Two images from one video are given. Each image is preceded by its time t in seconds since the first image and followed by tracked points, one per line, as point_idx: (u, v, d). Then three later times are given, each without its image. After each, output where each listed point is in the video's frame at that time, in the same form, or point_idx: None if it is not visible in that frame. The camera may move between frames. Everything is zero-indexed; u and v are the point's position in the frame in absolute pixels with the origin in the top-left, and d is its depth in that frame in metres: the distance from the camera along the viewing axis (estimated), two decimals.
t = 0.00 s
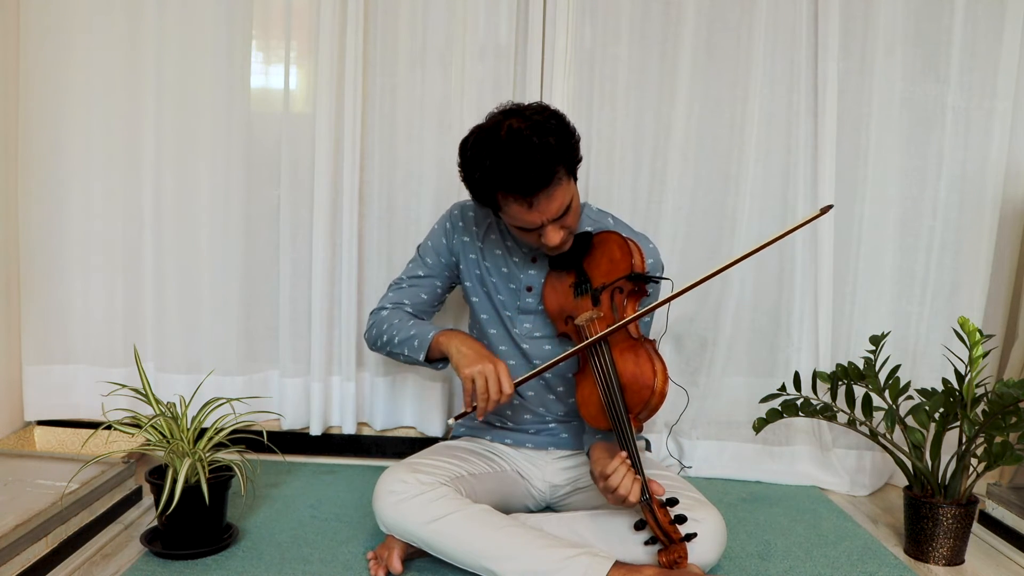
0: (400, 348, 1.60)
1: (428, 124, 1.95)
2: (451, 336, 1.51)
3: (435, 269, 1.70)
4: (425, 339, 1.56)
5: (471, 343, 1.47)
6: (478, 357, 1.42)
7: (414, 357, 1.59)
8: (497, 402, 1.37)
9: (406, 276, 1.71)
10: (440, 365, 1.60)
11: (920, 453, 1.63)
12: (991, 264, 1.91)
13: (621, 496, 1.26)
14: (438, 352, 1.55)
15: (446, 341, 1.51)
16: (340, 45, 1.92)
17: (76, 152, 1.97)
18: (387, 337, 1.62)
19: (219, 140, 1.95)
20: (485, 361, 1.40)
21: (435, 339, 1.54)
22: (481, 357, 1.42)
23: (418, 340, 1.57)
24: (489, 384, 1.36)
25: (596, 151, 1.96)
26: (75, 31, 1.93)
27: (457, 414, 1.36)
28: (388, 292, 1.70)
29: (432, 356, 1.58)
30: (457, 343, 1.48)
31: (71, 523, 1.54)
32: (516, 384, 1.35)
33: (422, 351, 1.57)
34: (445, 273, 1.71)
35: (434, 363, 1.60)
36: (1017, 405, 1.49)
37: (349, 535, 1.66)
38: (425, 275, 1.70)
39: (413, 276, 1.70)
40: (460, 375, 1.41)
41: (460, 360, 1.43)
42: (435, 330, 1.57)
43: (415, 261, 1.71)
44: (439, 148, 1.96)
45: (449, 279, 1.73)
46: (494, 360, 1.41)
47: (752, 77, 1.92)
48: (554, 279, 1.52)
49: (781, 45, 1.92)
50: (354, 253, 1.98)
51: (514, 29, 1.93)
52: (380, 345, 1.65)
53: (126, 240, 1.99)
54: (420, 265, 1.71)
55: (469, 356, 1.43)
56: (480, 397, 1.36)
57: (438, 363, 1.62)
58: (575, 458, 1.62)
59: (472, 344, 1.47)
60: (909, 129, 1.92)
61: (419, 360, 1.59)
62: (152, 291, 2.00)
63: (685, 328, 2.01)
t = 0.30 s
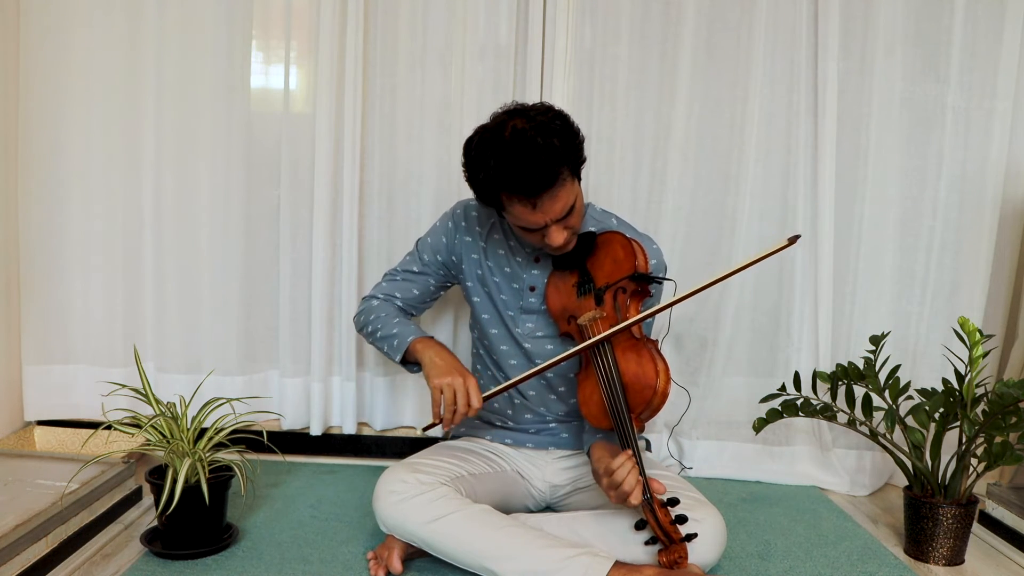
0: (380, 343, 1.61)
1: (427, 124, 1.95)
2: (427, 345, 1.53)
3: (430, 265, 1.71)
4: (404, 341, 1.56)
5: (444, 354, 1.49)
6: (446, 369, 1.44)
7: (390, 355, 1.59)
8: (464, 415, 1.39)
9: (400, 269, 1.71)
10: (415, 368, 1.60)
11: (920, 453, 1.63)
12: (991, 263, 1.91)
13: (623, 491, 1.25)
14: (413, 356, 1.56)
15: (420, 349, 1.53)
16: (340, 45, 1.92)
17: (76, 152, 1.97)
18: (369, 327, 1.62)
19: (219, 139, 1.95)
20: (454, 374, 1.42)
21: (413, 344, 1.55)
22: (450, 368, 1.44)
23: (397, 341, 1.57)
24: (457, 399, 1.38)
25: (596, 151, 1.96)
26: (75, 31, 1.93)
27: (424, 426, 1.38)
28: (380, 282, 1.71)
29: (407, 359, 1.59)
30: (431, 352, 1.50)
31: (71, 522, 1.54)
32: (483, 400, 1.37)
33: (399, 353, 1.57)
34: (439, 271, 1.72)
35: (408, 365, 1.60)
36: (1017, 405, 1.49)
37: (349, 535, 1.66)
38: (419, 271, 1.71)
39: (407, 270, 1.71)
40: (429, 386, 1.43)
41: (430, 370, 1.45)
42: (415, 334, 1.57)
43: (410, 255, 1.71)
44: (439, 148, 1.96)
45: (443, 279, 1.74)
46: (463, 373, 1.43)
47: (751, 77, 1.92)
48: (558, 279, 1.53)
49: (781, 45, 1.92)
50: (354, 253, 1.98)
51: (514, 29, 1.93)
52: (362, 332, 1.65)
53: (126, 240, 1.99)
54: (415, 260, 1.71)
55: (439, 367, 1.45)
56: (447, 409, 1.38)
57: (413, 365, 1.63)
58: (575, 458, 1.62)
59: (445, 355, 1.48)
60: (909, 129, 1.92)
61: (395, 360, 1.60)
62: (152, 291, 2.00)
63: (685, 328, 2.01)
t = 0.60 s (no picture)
0: (382, 339, 1.60)
1: (428, 124, 1.95)
2: (433, 337, 1.51)
3: (433, 264, 1.71)
4: (408, 335, 1.55)
5: (449, 347, 1.47)
6: (451, 361, 1.43)
7: (394, 350, 1.58)
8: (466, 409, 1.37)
9: (403, 267, 1.71)
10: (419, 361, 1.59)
11: (920, 453, 1.64)
12: (991, 263, 1.91)
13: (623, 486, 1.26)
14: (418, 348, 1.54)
15: (425, 341, 1.51)
16: (340, 45, 1.92)
17: (76, 152, 1.97)
18: (373, 324, 1.61)
19: (219, 139, 1.95)
20: (457, 366, 1.40)
21: (416, 337, 1.53)
22: (454, 361, 1.42)
23: (401, 334, 1.56)
24: (461, 390, 1.36)
25: (596, 151, 1.96)
26: (75, 31, 1.93)
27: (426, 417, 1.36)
28: (382, 281, 1.70)
29: (411, 352, 1.57)
30: (435, 345, 1.48)
31: (71, 523, 1.54)
32: (487, 393, 1.34)
33: (402, 346, 1.56)
34: (442, 269, 1.72)
35: (413, 358, 1.59)
36: (1017, 405, 1.49)
37: (349, 535, 1.66)
38: (422, 269, 1.71)
39: (409, 268, 1.70)
40: (433, 377, 1.41)
41: (435, 362, 1.43)
42: (419, 326, 1.56)
43: (413, 255, 1.71)
44: (440, 148, 1.96)
45: (445, 277, 1.74)
46: (467, 365, 1.41)
47: (752, 77, 1.92)
48: (559, 279, 1.53)
49: (781, 45, 1.92)
50: (354, 253, 1.98)
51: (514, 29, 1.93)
52: (365, 330, 1.63)
53: (126, 240, 1.99)
54: (418, 258, 1.71)
55: (444, 359, 1.43)
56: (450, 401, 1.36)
57: (418, 359, 1.61)
58: (575, 458, 1.62)
59: (450, 348, 1.46)
60: (909, 129, 1.92)
61: (398, 354, 1.58)
62: (152, 291, 2.00)
63: (686, 328, 2.01)
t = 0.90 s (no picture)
0: (406, 340, 1.59)
1: (427, 124, 1.95)
2: (462, 325, 1.49)
3: (441, 266, 1.70)
4: (432, 328, 1.55)
5: (479, 333, 1.45)
6: (483, 346, 1.41)
7: (420, 348, 1.57)
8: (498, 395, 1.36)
9: (412, 272, 1.70)
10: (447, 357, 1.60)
11: (920, 453, 1.64)
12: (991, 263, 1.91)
13: (626, 485, 1.28)
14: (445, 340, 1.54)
15: (452, 330, 1.49)
16: (340, 45, 1.92)
17: (76, 152, 1.97)
18: (393, 328, 1.60)
19: (219, 139, 1.95)
20: (491, 352, 1.38)
21: (442, 328, 1.53)
22: (486, 346, 1.41)
23: (424, 330, 1.56)
24: (495, 375, 1.34)
25: (596, 150, 1.96)
26: (75, 31, 1.93)
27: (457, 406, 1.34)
28: (393, 288, 1.69)
29: (439, 346, 1.57)
30: (465, 331, 1.46)
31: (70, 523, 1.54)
32: (521, 377, 1.34)
33: (429, 340, 1.55)
34: (450, 271, 1.72)
35: (442, 352, 1.58)
36: (1017, 405, 1.49)
37: (349, 535, 1.66)
38: (432, 272, 1.69)
39: (419, 272, 1.69)
40: (465, 363, 1.39)
41: (467, 348, 1.41)
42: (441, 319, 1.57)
43: (421, 258, 1.71)
44: (440, 148, 1.96)
45: (454, 279, 1.73)
46: (500, 352, 1.39)
47: (752, 77, 1.92)
48: (560, 279, 1.53)
49: (781, 45, 1.92)
50: (354, 253, 1.98)
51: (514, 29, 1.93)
52: (385, 338, 1.63)
53: (126, 240, 1.99)
54: (426, 262, 1.70)
55: (475, 345, 1.41)
56: (483, 388, 1.35)
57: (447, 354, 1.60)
58: (575, 459, 1.62)
59: (480, 334, 1.45)
60: (909, 129, 1.92)
61: (426, 350, 1.57)
62: (152, 291, 2.00)
63: (686, 328, 2.01)
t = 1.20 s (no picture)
0: (431, 340, 1.56)
1: (428, 124, 1.95)
2: (493, 311, 1.46)
3: (453, 265, 1.69)
4: (459, 322, 1.52)
5: (509, 320, 1.42)
6: (515, 332, 1.37)
7: (447, 344, 1.53)
8: (531, 381, 1.33)
9: (425, 274, 1.68)
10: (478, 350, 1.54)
11: (920, 453, 1.64)
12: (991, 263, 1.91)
13: (626, 484, 1.28)
14: (474, 331, 1.49)
15: (482, 318, 1.46)
16: (340, 44, 1.92)
17: (76, 152, 1.97)
18: (415, 329, 1.58)
19: (219, 139, 1.95)
20: (523, 336, 1.35)
21: (471, 318, 1.49)
22: (518, 332, 1.37)
23: (451, 325, 1.52)
24: (529, 359, 1.31)
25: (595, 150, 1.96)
26: (75, 30, 1.93)
27: (488, 391, 1.32)
28: (406, 291, 1.67)
29: (468, 339, 1.53)
30: (495, 318, 1.43)
31: (70, 523, 1.54)
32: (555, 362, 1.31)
33: (457, 334, 1.52)
34: (462, 269, 1.71)
35: (472, 347, 1.53)
36: (1017, 405, 1.49)
37: (349, 534, 1.66)
38: (445, 271, 1.68)
39: (432, 273, 1.68)
40: (497, 348, 1.36)
41: (498, 334, 1.38)
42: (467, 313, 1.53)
43: (432, 259, 1.69)
44: (440, 148, 1.96)
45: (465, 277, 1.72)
46: (533, 337, 1.36)
47: (751, 76, 1.92)
48: (562, 279, 1.53)
49: (781, 45, 1.92)
50: (354, 253, 1.98)
51: (514, 29, 1.93)
52: (406, 343, 1.60)
53: (126, 240, 1.99)
54: (437, 262, 1.69)
55: (508, 331, 1.38)
56: (515, 373, 1.32)
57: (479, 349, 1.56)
58: (575, 458, 1.62)
59: (510, 321, 1.42)
60: (909, 129, 1.93)
61: (453, 345, 1.53)
62: (152, 291, 2.00)
63: (686, 328, 2.01)
